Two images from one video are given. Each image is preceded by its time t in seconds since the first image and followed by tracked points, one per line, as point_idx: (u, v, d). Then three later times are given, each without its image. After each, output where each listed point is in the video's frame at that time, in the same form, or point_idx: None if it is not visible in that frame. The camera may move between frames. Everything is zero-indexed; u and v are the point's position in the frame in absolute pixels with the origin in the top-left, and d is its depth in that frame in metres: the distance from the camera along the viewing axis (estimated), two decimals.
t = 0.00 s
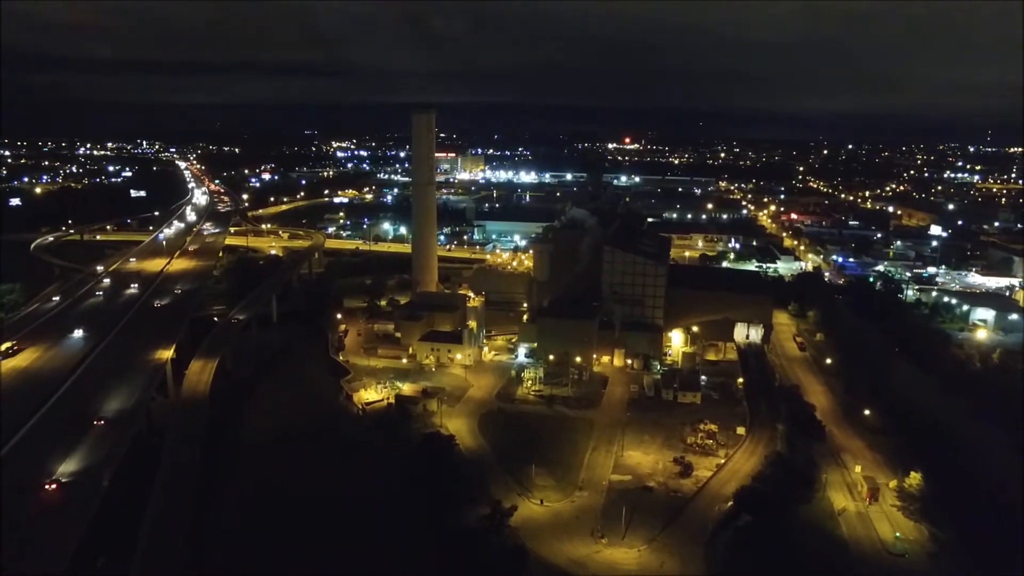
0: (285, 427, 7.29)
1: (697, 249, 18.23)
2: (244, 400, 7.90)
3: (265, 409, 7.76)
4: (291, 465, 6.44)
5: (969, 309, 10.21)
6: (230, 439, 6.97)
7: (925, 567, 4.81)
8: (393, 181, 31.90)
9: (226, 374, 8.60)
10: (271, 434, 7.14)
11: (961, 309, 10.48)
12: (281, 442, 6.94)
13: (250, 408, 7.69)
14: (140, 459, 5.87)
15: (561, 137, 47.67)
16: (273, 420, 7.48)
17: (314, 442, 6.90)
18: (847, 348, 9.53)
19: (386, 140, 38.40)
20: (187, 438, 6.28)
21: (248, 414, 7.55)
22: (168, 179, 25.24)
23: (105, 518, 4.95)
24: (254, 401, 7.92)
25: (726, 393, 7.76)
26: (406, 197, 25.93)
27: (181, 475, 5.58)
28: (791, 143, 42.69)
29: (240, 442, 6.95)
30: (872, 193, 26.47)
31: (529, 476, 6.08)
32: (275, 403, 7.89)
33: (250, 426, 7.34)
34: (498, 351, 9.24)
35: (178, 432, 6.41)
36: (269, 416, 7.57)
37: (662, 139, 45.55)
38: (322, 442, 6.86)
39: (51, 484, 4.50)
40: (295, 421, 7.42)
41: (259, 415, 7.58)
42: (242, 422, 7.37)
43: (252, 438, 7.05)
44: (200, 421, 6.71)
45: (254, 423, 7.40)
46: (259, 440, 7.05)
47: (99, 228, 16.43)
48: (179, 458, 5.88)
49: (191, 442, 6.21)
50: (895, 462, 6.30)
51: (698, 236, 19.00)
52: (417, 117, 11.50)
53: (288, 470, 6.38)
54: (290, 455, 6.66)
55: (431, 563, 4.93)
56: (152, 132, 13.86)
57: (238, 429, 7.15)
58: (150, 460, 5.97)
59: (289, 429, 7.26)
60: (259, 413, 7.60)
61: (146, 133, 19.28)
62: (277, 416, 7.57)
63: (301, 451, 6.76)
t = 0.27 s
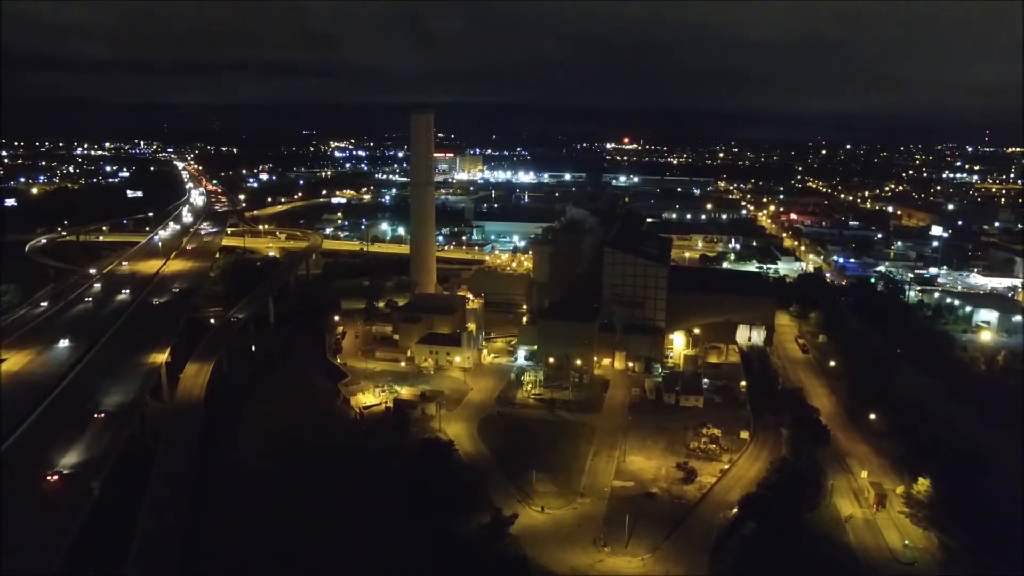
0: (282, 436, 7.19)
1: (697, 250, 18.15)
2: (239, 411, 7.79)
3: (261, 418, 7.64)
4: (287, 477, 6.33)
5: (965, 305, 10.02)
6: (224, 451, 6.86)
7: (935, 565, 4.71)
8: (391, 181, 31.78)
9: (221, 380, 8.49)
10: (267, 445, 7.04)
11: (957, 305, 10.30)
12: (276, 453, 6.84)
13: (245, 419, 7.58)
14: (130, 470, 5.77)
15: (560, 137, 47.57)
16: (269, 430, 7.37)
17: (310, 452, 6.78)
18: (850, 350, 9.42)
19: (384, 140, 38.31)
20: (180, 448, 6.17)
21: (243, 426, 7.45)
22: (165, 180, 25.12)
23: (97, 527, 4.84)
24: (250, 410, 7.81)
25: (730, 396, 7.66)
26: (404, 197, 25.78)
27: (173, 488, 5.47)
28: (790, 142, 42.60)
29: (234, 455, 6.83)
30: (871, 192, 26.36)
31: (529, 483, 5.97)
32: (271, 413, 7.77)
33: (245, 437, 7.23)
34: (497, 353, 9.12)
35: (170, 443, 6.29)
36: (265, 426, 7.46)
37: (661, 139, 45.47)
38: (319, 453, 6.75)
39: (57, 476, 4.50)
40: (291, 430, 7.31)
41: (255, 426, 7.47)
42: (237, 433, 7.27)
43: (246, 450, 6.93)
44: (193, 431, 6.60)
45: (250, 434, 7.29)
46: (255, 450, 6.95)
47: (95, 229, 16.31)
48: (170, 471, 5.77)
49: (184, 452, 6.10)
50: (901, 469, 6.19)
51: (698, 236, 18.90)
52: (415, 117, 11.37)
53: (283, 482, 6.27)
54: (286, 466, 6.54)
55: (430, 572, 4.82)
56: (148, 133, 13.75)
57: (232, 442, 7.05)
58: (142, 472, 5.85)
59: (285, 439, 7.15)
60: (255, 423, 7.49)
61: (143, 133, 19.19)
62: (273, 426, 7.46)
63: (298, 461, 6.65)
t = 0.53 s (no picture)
0: (278, 441, 7.07)
1: (697, 250, 18.08)
2: (235, 414, 7.67)
3: (257, 422, 7.53)
4: (282, 482, 6.21)
5: (962, 305, 9.85)
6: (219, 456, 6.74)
7: (945, 571, 4.60)
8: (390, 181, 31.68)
9: (217, 383, 8.37)
10: (263, 449, 6.92)
11: (955, 305, 10.15)
12: (272, 457, 6.71)
13: (241, 423, 7.46)
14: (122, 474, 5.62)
15: (559, 137, 47.53)
16: (265, 434, 7.26)
17: (307, 457, 6.66)
18: (853, 353, 9.32)
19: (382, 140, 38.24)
20: (175, 454, 6.05)
21: (239, 430, 7.33)
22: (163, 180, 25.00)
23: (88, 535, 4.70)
24: (246, 414, 7.70)
25: (733, 400, 7.56)
26: (402, 197, 25.68)
27: (167, 494, 5.36)
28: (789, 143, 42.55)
29: (229, 460, 6.71)
30: (871, 193, 26.30)
31: (530, 490, 5.85)
32: (267, 417, 7.66)
33: (241, 440, 7.11)
34: (496, 356, 9.01)
35: (165, 448, 6.18)
36: (261, 430, 7.34)
37: (660, 139, 45.43)
38: (316, 457, 6.63)
39: (60, 467, 4.30)
40: (288, 434, 7.19)
41: (251, 430, 7.35)
42: (233, 437, 7.15)
43: (242, 455, 6.82)
44: (189, 436, 6.48)
45: (246, 437, 7.17)
46: (250, 454, 6.83)
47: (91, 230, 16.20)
48: (164, 477, 5.65)
49: (179, 458, 5.99)
50: (908, 474, 6.08)
51: (698, 237, 18.82)
52: (414, 117, 11.25)
53: (279, 489, 6.15)
54: (282, 472, 6.42)
55: None
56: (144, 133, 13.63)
57: (227, 446, 6.93)
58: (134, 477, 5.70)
59: (281, 443, 7.03)
60: (251, 427, 7.38)
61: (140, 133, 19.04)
62: (269, 430, 7.34)
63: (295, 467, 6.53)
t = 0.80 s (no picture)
0: (273, 447, 6.95)
1: (696, 251, 18.01)
2: (230, 419, 7.55)
3: (252, 427, 7.41)
4: (278, 490, 6.09)
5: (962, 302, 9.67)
6: (214, 463, 6.62)
7: None
8: (388, 182, 31.55)
9: (212, 387, 8.24)
10: (259, 454, 6.80)
11: (957, 305, 9.94)
12: (268, 464, 6.59)
13: (236, 428, 7.34)
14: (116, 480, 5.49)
15: (556, 137, 47.48)
16: (260, 439, 7.13)
17: (303, 463, 6.54)
18: (856, 354, 9.23)
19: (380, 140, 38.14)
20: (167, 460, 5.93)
21: (234, 435, 7.21)
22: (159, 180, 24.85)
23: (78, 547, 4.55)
24: (241, 419, 7.58)
25: (735, 403, 7.46)
26: (400, 198, 25.56)
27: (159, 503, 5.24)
28: (787, 142, 42.53)
29: (224, 467, 6.59)
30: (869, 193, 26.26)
31: (530, 496, 5.75)
32: (263, 421, 7.54)
33: (236, 446, 6.99)
34: (495, 359, 8.91)
35: (157, 454, 6.05)
36: (256, 435, 7.22)
37: (658, 139, 45.38)
38: (312, 464, 6.51)
39: (59, 460, 4.19)
40: (284, 440, 7.07)
41: (246, 434, 7.23)
42: (227, 443, 7.03)
43: (237, 461, 6.70)
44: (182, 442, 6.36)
45: (241, 443, 7.05)
46: (246, 461, 6.71)
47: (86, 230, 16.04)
48: (156, 486, 5.53)
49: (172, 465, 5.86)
50: (914, 479, 5.98)
51: (697, 237, 18.74)
52: (411, 116, 11.13)
53: (274, 497, 6.03)
54: (278, 479, 6.30)
55: None
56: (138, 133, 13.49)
57: (222, 453, 6.81)
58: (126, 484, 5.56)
59: (277, 449, 6.91)
60: (246, 432, 7.25)
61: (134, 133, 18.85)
62: (264, 435, 7.22)
63: (290, 474, 6.41)
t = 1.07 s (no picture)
0: (270, 453, 6.84)
1: (696, 251, 17.92)
2: (226, 424, 7.44)
3: (249, 432, 7.29)
4: (275, 498, 5.98)
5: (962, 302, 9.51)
6: (208, 470, 6.50)
7: None
8: (386, 182, 31.44)
9: (208, 391, 8.13)
10: (255, 459, 6.68)
11: (959, 305, 9.78)
12: (264, 471, 6.48)
13: (232, 433, 7.23)
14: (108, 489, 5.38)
15: (555, 137, 47.39)
16: (256, 445, 7.02)
17: (300, 469, 6.43)
18: (859, 356, 9.14)
19: (378, 140, 38.03)
20: (161, 468, 5.82)
21: (230, 440, 7.09)
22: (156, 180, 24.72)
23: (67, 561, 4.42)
24: (237, 424, 7.46)
25: (738, 407, 7.36)
26: (398, 198, 25.44)
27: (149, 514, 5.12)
28: (786, 142, 42.47)
29: (219, 473, 6.47)
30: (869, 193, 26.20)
31: (531, 504, 5.64)
32: (259, 426, 7.42)
33: (232, 451, 6.87)
34: (495, 362, 8.81)
35: (150, 461, 5.94)
36: (252, 440, 7.11)
37: (656, 139, 45.31)
38: (309, 470, 6.40)
39: (61, 453, 4.28)
40: (280, 446, 6.96)
41: (242, 439, 7.12)
42: (223, 449, 6.91)
43: (232, 468, 6.58)
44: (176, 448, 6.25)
45: (237, 448, 6.94)
46: (241, 467, 6.60)
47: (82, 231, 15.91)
48: (149, 494, 5.41)
49: (165, 473, 5.75)
50: (922, 484, 5.87)
51: (697, 238, 18.65)
52: (409, 116, 10.98)
53: (271, 505, 5.92)
54: (274, 486, 6.19)
55: None
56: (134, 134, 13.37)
57: (217, 460, 6.70)
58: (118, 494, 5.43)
59: (273, 455, 6.80)
60: (242, 437, 7.13)
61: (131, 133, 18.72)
62: (261, 440, 7.11)
63: (287, 481, 6.30)
